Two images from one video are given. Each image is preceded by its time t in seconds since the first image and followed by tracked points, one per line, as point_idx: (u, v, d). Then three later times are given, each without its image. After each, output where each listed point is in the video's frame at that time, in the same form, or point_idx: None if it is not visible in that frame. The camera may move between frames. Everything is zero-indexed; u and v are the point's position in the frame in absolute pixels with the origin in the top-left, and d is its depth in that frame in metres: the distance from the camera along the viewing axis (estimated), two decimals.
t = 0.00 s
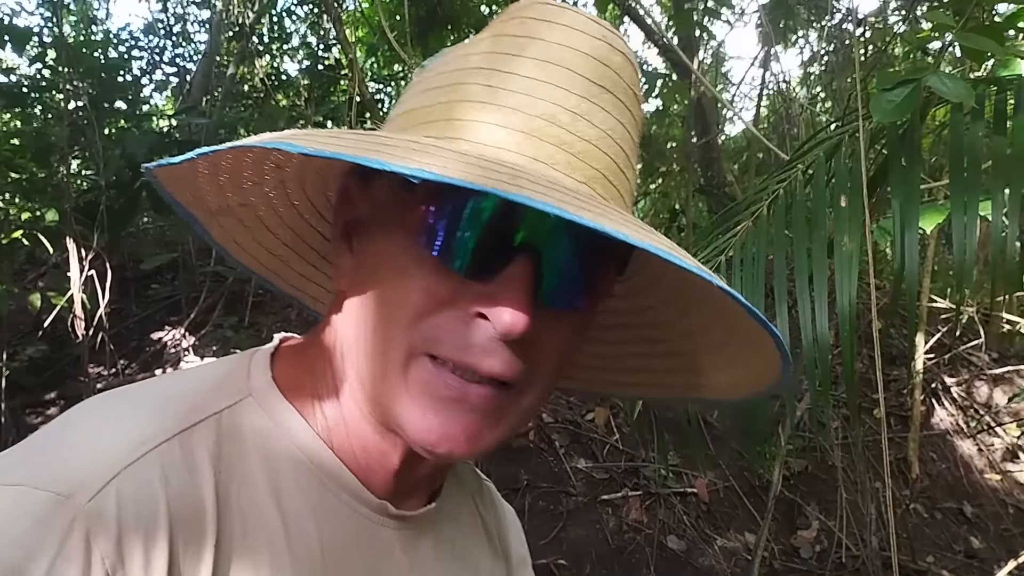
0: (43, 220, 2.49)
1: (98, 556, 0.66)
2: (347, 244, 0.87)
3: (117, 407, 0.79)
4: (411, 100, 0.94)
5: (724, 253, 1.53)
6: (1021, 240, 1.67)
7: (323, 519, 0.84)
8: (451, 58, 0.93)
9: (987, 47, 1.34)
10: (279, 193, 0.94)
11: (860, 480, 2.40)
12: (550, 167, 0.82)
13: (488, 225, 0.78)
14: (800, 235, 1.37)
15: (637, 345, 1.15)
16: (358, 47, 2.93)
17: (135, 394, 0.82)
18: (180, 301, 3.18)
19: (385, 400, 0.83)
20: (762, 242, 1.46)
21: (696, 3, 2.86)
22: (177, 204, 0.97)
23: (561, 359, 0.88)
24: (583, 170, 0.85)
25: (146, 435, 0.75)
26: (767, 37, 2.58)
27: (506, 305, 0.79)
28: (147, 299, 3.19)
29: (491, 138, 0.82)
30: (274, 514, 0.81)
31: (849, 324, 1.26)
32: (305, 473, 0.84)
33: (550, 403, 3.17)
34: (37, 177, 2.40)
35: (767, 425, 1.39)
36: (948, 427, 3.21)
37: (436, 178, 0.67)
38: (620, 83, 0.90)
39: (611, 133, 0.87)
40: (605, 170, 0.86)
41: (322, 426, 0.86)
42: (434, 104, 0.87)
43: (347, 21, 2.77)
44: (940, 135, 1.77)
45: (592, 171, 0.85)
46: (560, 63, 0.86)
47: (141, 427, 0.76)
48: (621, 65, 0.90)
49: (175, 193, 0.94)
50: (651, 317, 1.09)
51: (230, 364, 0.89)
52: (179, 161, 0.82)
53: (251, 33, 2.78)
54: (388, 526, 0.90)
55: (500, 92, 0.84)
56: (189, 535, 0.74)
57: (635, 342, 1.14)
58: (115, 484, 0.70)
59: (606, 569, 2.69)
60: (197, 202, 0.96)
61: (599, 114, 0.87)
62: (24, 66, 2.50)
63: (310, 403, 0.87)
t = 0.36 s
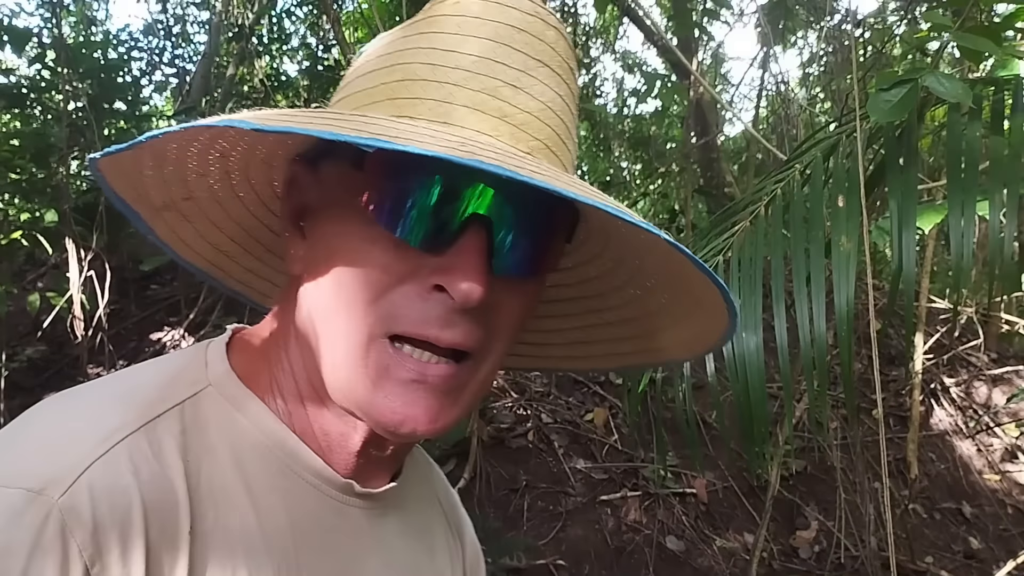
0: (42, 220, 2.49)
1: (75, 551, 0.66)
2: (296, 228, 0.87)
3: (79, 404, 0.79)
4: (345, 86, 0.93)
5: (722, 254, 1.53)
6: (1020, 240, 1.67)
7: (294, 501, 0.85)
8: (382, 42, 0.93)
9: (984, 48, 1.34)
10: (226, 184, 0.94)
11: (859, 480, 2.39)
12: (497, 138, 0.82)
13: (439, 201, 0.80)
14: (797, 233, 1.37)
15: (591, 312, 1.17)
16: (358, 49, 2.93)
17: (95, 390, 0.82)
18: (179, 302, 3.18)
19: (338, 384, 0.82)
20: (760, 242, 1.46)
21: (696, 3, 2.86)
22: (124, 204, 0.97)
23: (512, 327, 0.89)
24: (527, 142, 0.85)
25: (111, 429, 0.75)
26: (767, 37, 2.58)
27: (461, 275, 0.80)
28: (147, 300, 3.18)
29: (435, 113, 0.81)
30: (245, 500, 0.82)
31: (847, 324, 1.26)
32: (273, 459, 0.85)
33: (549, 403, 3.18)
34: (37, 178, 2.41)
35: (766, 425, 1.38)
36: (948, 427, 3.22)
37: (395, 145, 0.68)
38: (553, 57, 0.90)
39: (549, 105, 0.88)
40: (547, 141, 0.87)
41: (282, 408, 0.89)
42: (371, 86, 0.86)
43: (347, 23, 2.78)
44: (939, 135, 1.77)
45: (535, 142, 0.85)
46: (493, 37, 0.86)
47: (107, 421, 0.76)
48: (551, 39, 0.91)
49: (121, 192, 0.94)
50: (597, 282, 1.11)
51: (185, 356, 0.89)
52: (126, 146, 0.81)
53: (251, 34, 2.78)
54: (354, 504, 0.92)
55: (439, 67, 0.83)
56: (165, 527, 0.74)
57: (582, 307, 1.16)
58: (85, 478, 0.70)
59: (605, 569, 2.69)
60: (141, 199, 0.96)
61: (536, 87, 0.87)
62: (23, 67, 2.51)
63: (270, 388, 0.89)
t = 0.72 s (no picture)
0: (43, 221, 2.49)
1: (86, 549, 0.65)
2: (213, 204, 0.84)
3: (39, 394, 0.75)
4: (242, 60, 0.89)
5: (720, 256, 1.56)
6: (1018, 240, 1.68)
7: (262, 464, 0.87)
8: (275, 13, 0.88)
9: (983, 48, 1.35)
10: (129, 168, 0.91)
11: (858, 480, 2.39)
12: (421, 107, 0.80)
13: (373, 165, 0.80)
14: (795, 232, 1.38)
15: (502, 248, 1.21)
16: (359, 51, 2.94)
17: (49, 380, 0.78)
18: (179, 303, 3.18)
19: (283, 350, 0.81)
20: (758, 243, 1.47)
21: (695, 4, 2.87)
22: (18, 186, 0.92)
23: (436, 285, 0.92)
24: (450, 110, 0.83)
25: (90, 418, 0.73)
26: (766, 39, 2.59)
27: (398, 238, 0.82)
28: (147, 300, 3.18)
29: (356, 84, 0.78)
30: (221, 470, 0.82)
31: (846, 324, 1.27)
32: (234, 427, 0.86)
33: (549, 403, 3.20)
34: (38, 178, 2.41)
35: (766, 424, 1.38)
36: (947, 428, 3.23)
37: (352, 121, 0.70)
38: (459, 20, 0.89)
39: (462, 69, 0.87)
40: (462, 104, 0.86)
41: (219, 377, 0.87)
42: (277, 58, 0.82)
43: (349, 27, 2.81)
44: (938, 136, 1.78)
45: (453, 107, 0.84)
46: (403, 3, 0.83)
47: (83, 409, 0.74)
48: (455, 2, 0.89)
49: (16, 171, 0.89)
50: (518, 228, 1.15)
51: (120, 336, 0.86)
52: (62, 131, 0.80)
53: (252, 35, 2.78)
54: (310, 462, 0.94)
55: (353, 34, 0.80)
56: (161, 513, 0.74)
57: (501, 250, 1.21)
58: (82, 475, 0.68)
59: (604, 569, 2.69)
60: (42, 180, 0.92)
61: (450, 52, 0.85)
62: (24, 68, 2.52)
63: (203, 358, 0.87)
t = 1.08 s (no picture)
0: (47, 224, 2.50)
1: (76, 545, 0.66)
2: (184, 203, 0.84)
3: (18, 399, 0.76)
4: (205, 58, 0.90)
5: (722, 258, 1.58)
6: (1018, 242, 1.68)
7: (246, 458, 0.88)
8: (236, 12, 0.90)
9: (985, 51, 1.35)
10: (98, 162, 0.91)
11: (859, 482, 2.39)
12: (384, 101, 0.82)
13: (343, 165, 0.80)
14: (797, 235, 1.38)
15: (479, 237, 1.22)
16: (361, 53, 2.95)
17: (29, 385, 0.78)
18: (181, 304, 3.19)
19: (259, 346, 0.82)
20: (759, 246, 1.48)
21: (697, 7, 2.88)
22: None
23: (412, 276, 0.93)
24: (413, 102, 0.85)
25: (71, 419, 0.74)
26: (767, 41, 2.60)
27: (369, 237, 0.83)
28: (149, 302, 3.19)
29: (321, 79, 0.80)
30: (204, 465, 0.83)
31: (848, 327, 1.27)
32: (214, 422, 0.86)
33: (551, 404, 3.20)
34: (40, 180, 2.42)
35: (768, 426, 1.39)
36: (948, 430, 3.24)
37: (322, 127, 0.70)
38: (423, 13, 0.91)
39: (427, 61, 0.89)
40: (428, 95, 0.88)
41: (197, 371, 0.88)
42: (241, 57, 0.84)
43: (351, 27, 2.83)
44: (939, 138, 1.78)
45: (419, 99, 0.86)
46: None
47: (61, 412, 0.74)
48: None
49: None
50: (487, 216, 1.17)
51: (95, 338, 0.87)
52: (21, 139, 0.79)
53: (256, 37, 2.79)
54: (289, 455, 0.95)
55: (313, 30, 0.82)
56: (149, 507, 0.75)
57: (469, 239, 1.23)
58: (69, 473, 0.69)
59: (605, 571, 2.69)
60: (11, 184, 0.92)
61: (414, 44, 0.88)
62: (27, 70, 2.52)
63: (181, 353, 0.88)
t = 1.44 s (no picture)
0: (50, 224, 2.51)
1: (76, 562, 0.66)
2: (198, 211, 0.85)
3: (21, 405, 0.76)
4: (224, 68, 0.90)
5: (723, 259, 1.58)
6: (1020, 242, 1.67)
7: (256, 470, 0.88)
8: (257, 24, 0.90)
9: (987, 52, 1.35)
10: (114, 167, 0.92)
11: (861, 482, 2.40)
12: (403, 111, 0.83)
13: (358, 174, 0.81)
14: (799, 236, 1.38)
15: (497, 245, 1.22)
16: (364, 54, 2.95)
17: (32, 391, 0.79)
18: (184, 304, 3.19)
19: (272, 354, 0.83)
20: (761, 246, 1.48)
21: (699, 8, 2.88)
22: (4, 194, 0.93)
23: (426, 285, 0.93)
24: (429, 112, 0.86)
25: (76, 429, 0.74)
26: (770, 41, 2.60)
27: (383, 247, 0.83)
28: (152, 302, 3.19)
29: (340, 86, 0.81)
30: (208, 475, 0.83)
31: (849, 329, 1.28)
32: (224, 433, 0.86)
33: (553, 405, 3.20)
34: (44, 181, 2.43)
35: (769, 428, 1.39)
36: (950, 431, 3.25)
37: (337, 139, 0.71)
38: (441, 23, 0.91)
39: (444, 71, 0.89)
40: (445, 105, 0.88)
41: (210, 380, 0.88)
42: (259, 65, 0.84)
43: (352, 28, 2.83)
44: (942, 139, 1.78)
45: (435, 109, 0.87)
46: (379, 8, 0.86)
47: (67, 423, 0.74)
48: (437, 5, 0.92)
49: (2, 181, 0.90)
50: (504, 223, 1.17)
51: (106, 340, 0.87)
52: (39, 148, 0.80)
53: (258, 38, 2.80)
54: (300, 464, 0.95)
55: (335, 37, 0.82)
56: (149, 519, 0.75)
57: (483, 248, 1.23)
58: (71, 487, 0.69)
59: (607, 572, 2.69)
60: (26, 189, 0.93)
61: (432, 54, 0.88)
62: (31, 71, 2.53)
63: (195, 362, 0.88)
